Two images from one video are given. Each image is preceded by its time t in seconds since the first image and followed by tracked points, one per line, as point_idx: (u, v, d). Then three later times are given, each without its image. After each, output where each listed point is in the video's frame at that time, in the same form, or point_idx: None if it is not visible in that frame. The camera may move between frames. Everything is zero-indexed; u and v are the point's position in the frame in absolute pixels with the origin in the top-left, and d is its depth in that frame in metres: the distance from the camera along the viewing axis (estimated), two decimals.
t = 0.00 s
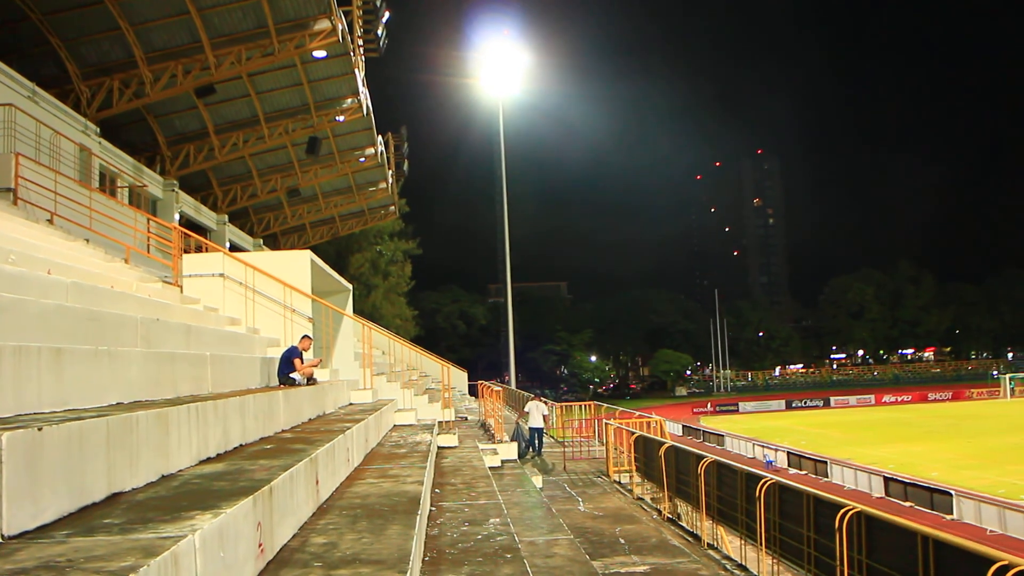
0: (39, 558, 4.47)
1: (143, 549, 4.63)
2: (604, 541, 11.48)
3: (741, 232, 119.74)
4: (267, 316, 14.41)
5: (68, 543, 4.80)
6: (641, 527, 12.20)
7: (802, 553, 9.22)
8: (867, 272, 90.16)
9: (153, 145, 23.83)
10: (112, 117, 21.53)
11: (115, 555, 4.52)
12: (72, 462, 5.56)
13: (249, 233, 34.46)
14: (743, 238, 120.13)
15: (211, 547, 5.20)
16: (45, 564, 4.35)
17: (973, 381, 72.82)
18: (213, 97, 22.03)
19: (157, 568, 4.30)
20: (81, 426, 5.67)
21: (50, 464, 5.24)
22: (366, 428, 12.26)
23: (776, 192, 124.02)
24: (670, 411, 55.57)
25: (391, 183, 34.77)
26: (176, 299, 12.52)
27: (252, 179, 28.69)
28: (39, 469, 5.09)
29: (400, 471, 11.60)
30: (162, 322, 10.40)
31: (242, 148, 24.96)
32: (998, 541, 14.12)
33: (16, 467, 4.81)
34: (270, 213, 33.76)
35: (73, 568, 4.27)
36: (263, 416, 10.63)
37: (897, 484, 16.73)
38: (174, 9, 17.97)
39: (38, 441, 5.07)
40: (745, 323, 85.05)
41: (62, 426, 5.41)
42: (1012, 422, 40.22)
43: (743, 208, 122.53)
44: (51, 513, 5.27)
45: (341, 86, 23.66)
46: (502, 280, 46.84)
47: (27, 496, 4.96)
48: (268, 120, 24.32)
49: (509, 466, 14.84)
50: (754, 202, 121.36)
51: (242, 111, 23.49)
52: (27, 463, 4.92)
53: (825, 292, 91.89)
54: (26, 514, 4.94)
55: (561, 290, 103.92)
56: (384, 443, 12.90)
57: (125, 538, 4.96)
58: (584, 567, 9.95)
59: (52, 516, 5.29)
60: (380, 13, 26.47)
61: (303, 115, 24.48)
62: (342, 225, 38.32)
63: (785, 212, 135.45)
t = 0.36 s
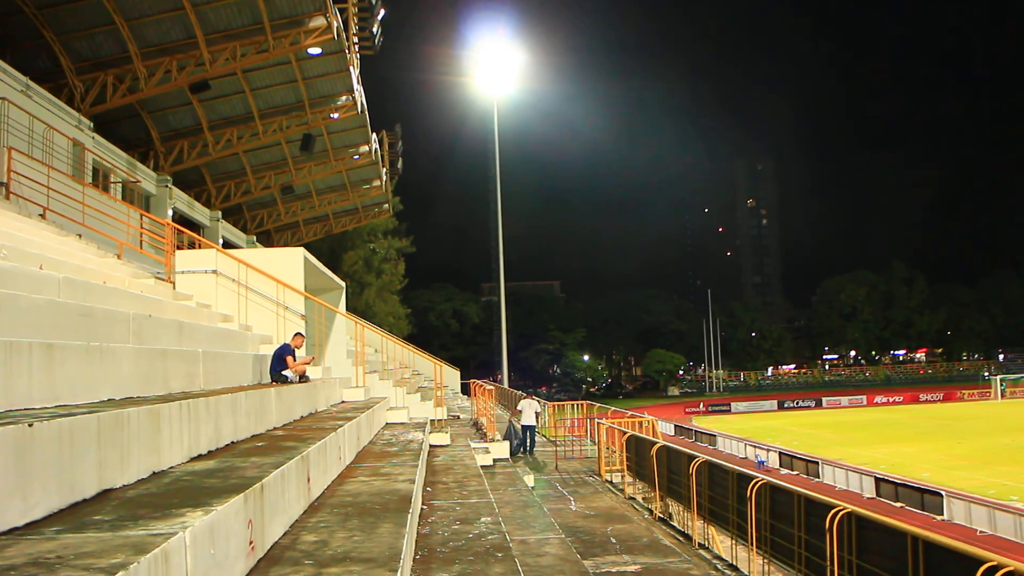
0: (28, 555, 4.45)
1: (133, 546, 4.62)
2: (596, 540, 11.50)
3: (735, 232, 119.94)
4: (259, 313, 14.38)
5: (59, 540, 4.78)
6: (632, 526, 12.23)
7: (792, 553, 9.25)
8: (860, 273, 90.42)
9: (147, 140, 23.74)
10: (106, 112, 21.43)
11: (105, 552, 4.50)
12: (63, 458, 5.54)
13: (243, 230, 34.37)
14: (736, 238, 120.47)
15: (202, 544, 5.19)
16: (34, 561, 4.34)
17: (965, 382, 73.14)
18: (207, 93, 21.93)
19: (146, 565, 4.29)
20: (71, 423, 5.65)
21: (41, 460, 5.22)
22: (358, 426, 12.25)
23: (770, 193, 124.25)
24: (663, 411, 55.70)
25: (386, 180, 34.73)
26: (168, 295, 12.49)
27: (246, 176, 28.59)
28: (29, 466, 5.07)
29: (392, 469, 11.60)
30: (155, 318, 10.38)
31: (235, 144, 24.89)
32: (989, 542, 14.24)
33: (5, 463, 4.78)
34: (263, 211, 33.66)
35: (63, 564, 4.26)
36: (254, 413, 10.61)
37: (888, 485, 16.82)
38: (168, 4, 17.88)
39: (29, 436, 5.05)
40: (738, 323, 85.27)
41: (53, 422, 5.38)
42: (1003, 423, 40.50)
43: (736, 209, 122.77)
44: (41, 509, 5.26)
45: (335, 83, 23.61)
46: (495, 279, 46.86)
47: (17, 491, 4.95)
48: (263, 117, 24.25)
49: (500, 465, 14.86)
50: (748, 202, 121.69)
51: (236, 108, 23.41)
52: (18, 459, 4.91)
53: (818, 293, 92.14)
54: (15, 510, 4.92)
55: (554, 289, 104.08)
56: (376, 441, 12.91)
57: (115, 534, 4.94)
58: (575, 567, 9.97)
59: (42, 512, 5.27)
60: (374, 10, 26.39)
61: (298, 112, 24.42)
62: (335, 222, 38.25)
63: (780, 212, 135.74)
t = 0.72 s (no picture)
0: (17, 551, 4.43)
1: (124, 543, 4.61)
2: (587, 538, 11.52)
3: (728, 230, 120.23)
4: (251, 309, 14.32)
5: (48, 536, 4.76)
6: (623, 524, 12.25)
7: (783, 550, 9.28)
8: (852, 271, 90.64)
9: (139, 135, 23.59)
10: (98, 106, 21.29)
11: (96, 548, 4.48)
12: (53, 454, 5.51)
13: (235, 226, 34.23)
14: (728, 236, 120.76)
15: (193, 541, 5.18)
16: (24, 557, 4.32)
17: (955, 380, 73.52)
18: (200, 88, 21.82)
19: (137, 562, 4.27)
20: (62, 419, 5.62)
21: (32, 456, 5.20)
22: (349, 422, 12.24)
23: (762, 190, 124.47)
24: (654, 409, 55.78)
25: (378, 176, 34.67)
26: (159, 291, 12.44)
27: (238, 171, 28.46)
28: (20, 462, 5.05)
29: (383, 466, 11.60)
30: (146, 314, 10.33)
31: (228, 140, 24.78)
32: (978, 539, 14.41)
33: None
34: (255, 206, 33.50)
35: (53, 561, 4.24)
36: (245, 410, 10.58)
37: (879, 482, 16.95)
38: None
39: (20, 431, 5.02)
40: (729, 321, 85.43)
41: (44, 417, 5.35)
42: (992, 422, 40.65)
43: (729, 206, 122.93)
44: (31, 504, 5.23)
45: (328, 79, 23.52)
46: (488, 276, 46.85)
47: (7, 487, 4.93)
48: (256, 112, 24.14)
49: (492, 463, 14.87)
50: (740, 200, 121.87)
51: (229, 103, 23.30)
52: (9, 456, 4.88)
53: (810, 290, 92.45)
54: (5, 507, 4.89)
55: (546, 287, 104.06)
56: (367, 438, 12.91)
57: (105, 531, 4.93)
58: (566, 564, 9.99)
59: (32, 507, 5.25)
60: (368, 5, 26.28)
61: (291, 108, 24.33)
62: (328, 219, 38.16)
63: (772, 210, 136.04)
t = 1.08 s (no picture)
0: (2, 554, 4.41)
1: (111, 544, 4.58)
2: (576, 538, 11.55)
3: (717, 231, 120.44)
4: (239, 309, 14.25)
5: (33, 539, 4.74)
6: (613, 524, 12.28)
7: (771, 550, 9.32)
8: (840, 271, 91.03)
9: (127, 135, 23.48)
10: (85, 106, 21.17)
11: (83, 550, 4.47)
12: (40, 455, 5.50)
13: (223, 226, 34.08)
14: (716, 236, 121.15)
15: (181, 541, 5.17)
16: (8, 560, 4.30)
17: (942, 380, 74.03)
18: (188, 87, 21.72)
19: (123, 563, 4.25)
20: (49, 419, 5.59)
21: (18, 457, 5.17)
22: (338, 423, 12.23)
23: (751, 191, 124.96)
24: (643, 409, 55.86)
25: (368, 176, 34.63)
26: (147, 291, 12.39)
27: (227, 171, 28.35)
28: (6, 463, 5.03)
29: (372, 467, 11.59)
30: (134, 314, 10.29)
31: (217, 140, 24.71)
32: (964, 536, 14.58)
33: None
34: (244, 207, 33.38)
35: (39, 563, 4.22)
36: (234, 410, 10.55)
37: (867, 481, 17.09)
38: None
39: (6, 433, 4.99)
40: (717, 322, 85.60)
41: (29, 419, 5.31)
42: (978, 421, 40.95)
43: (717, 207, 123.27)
44: (16, 507, 5.21)
45: (317, 80, 23.49)
46: (477, 276, 46.86)
47: None
48: (245, 112, 24.07)
49: (481, 463, 14.86)
50: (729, 200, 122.30)
51: (217, 103, 23.22)
52: None
53: (798, 291, 92.87)
54: None
55: (536, 287, 104.11)
56: (356, 438, 12.91)
57: (92, 533, 4.91)
58: (555, 564, 9.99)
59: (16, 510, 5.22)
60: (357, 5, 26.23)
61: (280, 108, 24.27)
62: (317, 220, 38.07)
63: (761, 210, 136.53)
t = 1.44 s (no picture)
0: None
1: (88, 546, 4.54)
2: (559, 537, 11.55)
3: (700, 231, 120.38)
4: (222, 308, 14.14)
5: (9, 541, 4.69)
6: (596, 523, 12.28)
7: (753, 549, 9.36)
8: (822, 271, 91.62)
9: (108, 133, 23.27)
10: (66, 103, 20.96)
11: (58, 552, 4.41)
12: (17, 456, 5.42)
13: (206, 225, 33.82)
14: (700, 236, 121.66)
15: (160, 542, 5.14)
16: None
17: (923, 380, 74.77)
18: (171, 85, 21.58)
19: (101, 565, 4.21)
20: (28, 420, 5.53)
21: None
22: (321, 422, 12.19)
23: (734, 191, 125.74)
24: (626, 408, 55.95)
25: (351, 175, 34.52)
26: (128, 290, 12.28)
27: (210, 170, 28.16)
28: None
29: (354, 467, 11.56)
30: (114, 313, 10.19)
31: (200, 139, 24.55)
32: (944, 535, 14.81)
33: None
34: (227, 205, 33.15)
35: (15, 565, 4.18)
36: (215, 410, 10.47)
37: (849, 480, 17.26)
38: None
39: None
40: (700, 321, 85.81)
41: (7, 420, 5.25)
42: (956, 419, 41.47)
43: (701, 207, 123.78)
44: None
45: (301, 78, 23.43)
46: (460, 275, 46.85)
47: None
48: (228, 110, 23.92)
49: (464, 462, 14.84)
50: (713, 200, 122.94)
51: (200, 101, 23.07)
52: None
53: (782, 291, 93.48)
54: None
55: (520, 287, 104.10)
56: (339, 438, 12.87)
57: (69, 534, 4.86)
58: (537, 563, 9.99)
59: None
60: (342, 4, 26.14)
61: (263, 107, 24.16)
62: (300, 219, 37.88)
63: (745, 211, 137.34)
